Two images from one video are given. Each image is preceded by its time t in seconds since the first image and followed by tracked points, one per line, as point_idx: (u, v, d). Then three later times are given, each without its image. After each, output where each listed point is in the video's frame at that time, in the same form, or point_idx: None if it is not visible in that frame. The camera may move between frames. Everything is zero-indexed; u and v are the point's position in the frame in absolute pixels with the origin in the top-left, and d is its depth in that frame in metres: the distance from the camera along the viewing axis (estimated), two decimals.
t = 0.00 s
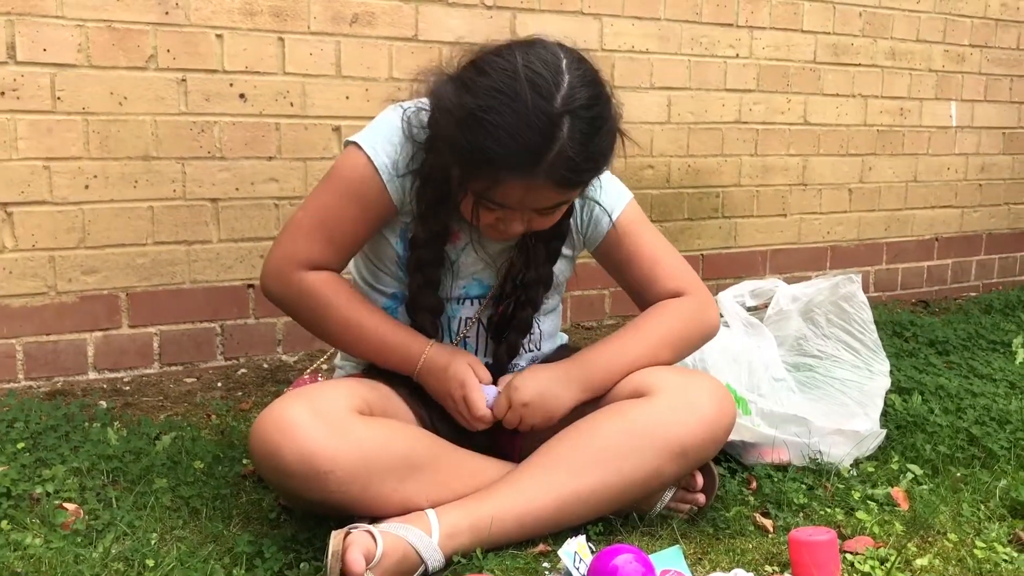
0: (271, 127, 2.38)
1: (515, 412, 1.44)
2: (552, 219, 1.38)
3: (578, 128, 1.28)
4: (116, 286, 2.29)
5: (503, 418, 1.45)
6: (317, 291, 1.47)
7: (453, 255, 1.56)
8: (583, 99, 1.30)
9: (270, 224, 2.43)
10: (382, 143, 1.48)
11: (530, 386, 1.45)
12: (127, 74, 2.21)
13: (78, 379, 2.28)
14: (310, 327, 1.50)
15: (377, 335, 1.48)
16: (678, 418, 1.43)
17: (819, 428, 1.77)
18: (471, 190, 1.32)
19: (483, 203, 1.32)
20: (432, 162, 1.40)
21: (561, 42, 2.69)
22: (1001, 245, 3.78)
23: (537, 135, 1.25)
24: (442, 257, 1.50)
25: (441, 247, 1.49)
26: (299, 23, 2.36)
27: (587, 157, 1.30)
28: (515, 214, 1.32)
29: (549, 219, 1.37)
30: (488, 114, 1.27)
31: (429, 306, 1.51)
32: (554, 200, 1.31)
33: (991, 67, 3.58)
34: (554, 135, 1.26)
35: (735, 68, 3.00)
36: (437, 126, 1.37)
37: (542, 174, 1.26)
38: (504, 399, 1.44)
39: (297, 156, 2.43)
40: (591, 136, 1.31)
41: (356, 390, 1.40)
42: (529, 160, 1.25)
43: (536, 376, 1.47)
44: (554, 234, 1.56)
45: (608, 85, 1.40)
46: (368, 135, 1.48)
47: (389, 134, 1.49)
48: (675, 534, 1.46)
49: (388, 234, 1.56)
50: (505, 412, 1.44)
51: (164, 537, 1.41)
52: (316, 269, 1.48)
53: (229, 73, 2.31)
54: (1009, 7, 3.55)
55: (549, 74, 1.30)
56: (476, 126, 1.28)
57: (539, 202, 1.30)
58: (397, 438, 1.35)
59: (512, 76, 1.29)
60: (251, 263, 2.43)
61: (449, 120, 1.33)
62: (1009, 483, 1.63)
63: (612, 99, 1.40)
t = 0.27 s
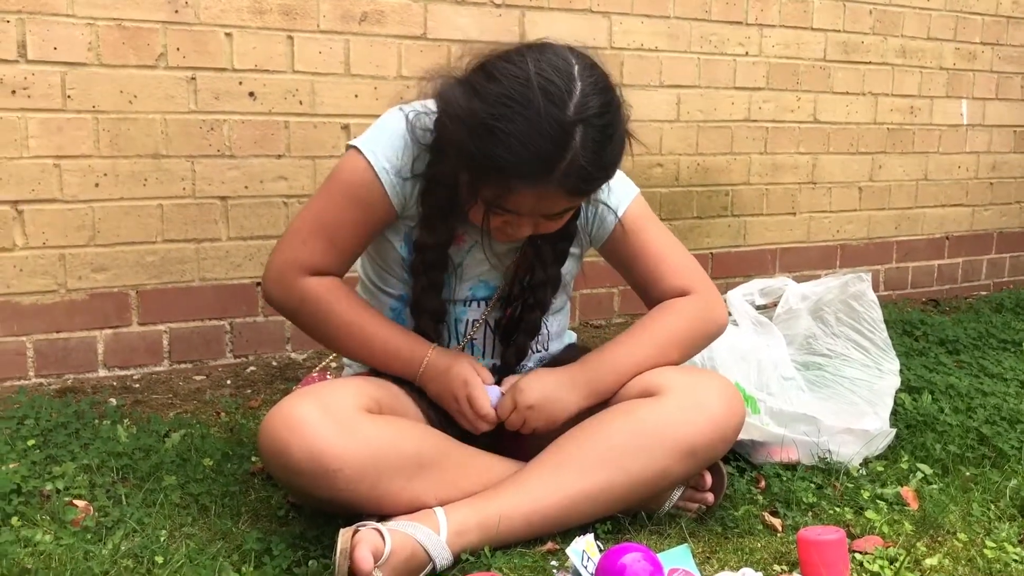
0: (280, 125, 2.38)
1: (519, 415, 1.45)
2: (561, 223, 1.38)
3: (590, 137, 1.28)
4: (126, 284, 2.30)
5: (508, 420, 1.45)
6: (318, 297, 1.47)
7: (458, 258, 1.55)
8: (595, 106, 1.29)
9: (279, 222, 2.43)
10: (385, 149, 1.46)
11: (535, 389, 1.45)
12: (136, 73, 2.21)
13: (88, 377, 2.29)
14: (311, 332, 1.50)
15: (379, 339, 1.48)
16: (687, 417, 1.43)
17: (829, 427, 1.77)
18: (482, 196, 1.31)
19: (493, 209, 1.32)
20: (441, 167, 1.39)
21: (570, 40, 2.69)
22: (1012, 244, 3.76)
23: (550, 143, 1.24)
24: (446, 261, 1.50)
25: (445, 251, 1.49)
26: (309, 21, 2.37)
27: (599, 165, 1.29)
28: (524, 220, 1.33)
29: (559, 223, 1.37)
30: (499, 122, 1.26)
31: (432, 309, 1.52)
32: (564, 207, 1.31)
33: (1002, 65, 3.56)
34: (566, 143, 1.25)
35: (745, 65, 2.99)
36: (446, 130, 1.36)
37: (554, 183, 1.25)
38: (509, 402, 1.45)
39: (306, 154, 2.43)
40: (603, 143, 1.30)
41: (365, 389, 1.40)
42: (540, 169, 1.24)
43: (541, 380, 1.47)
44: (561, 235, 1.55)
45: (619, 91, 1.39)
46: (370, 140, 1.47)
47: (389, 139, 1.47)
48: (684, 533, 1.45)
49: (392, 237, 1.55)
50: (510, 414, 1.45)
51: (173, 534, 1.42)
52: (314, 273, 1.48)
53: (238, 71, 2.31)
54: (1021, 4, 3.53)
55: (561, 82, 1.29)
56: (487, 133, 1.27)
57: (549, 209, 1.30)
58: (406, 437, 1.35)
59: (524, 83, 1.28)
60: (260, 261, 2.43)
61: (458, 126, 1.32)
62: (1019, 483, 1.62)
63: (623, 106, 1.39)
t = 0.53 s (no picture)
0: (283, 123, 2.38)
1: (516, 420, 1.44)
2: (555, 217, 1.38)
3: (581, 130, 1.27)
4: (128, 281, 2.30)
5: (506, 426, 1.45)
6: (312, 303, 1.47)
7: (453, 256, 1.55)
8: (585, 99, 1.29)
9: (281, 220, 2.43)
10: (377, 151, 1.46)
11: (533, 393, 1.45)
12: (139, 70, 2.21)
13: (89, 374, 2.29)
14: (306, 338, 1.50)
15: (374, 342, 1.49)
16: (688, 416, 1.42)
17: (830, 427, 1.77)
18: (475, 193, 1.31)
19: (487, 206, 1.32)
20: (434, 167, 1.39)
21: (572, 39, 2.68)
22: (1014, 245, 3.76)
23: (541, 138, 1.24)
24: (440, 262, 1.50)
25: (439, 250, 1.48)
26: (311, 19, 2.37)
27: (591, 158, 1.29)
28: (518, 216, 1.32)
29: (553, 218, 1.37)
30: (489, 118, 1.26)
31: (430, 311, 1.52)
32: (558, 201, 1.31)
33: (1006, 66, 3.55)
34: (558, 137, 1.25)
35: (747, 65, 2.99)
36: (437, 129, 1.36)
37: (547, 177, 1.25)
38: (506, 408, 1.45)
39: (308, 152, 2.43)
40: (594, 136, 1.29)
41: (366, 387, 1.40)
42: (532, 164, 1.24)
43: (538, 385, 1.47)
44: (555, 230, 1.54)
45: (608, 83, 1.38)
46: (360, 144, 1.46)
47: (378, 142, 1.47)
48: (684, 532, 1.45)
49: (386, 238, 1.55)
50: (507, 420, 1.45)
51: (174, 530, 1.42)
52: (307, 278, 1.47)
53: (241, 69, 2.31)
54: None
55: (550, 76, 1.28)
56: (478, 130, 1.26)
57: (543, 204, 1.30)
58: (407, 435, 1.35)
59: (513, 78, 1.27)
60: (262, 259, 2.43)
61: (449, 124, 1.32)
62: (1020, 484, 1.62)
63: (612, 98, 1.38)
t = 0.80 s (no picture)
0: (280, 123, 2.38)
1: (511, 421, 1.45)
2: (542, 216, 1.37)
3: (563, 127, 1.27)
4: (122, 280, 2.29)
5: (500, 429, 1.46)
6: (303, 305, 1.47)
7: (443, 258, 1.55)
8: (566, 97, 1.29)
9: (276, 220, 2.43)
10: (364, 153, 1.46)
11: (528, 396, 1.46)
12: (136, 69, 2.21)
13: (83, 373, 2.29)
14: (298, 341, 1.50)
15: (365, 345, 1.48)
16: (682, 420, 1.42)
17: (824, 431, 1.77)
18: (460, 195, 1.31)
19: (473, 207, 1.31)
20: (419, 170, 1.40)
21: (570, 42, 2.69)
22: (1009, 251, 3.77)
23: (523, 137, 1.23)
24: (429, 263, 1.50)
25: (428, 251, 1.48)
26: (309, 19, 2.37)
27: (575, 155, 1.29)
28: (504, 216, 1.32)
29: (540, 217, 1.37)
30: (470, 119, 1.26)
31: (420, 314, 1.52)
32: (543, 200, 1.30)
33: (1001, 73, 3.57)
34: (539, 136, 1.24)
35: (744, 70, 2.99)
36: (421, 132, 1.36)
37: (531, 176, 1.25)
38: (501, 410, 1.46)
39: (304, 153, 2.43)
40: (577, 132, 1.29)
41: (360, 388, 1.40)
42: (515, 164, 1.24)
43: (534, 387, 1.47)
44: (545, 229, 1.54)
45: (591, 79, 1.38)
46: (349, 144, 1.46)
47: (367, 142, 1.47)
48: (678, 536, 1.45)
49: (376, 240, 1.55)
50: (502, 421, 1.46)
51: (167, 531, 1.42)
52: (298, 280, 1.47)
53: (237, 69, 2.31)
54: (1020, 12, 3.54)
55: (530, 75, 1.28)
56: (459, 131, 1.27)
57: (528, 203, 1.29)
58: (401, 437, 1.35)
59: (492, 79, 1.27)
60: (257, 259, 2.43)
61: (432, 127, 1.32)
62: (1013, 490, 1.62)
63: (596, 93, 1.38)
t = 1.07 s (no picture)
0: (273, 125, 2.38)
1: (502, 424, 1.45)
2: (533, 219, 1.37)
3: (552, 129, 1.27)
4: (114, 281, 2.29)
5: (491, 430, 1.46)
6: (295, 307, 1.47)
7: (435, 259, 1.55)
8: (555, 99, 1.29)
9: (269, 222, 2.43)
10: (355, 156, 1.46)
11: (520, 400, 1.45)
12: (130, 69, 2.21)
13: (73, 373, 2.28)
14: (288, 342, 1.49)
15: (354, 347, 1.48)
16: (673, 425, 1.42)
17: (814, 437, 1.77)
18: (450, 197, 1.31)
19: (463, 209, 1.32)
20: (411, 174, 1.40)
21: (565, 47, 2.69)
22: (1000, 260, 3.78)
23: (511, 139, 1.24)
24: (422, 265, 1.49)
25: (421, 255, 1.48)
26: (303, 21, 2.37)
27: (563, 157, 1.29)
28: (494, 218, 1.32)
29: (530, 219, 1.37)
30: (459, 122, 1.26)
31: (414, 316, 1.52)
32: (532, 202, 1.30)
33: (993, 82, 3.58)
34: (528, 138, 1.25)
35: (738, 76, 3.00)
36: (413, 135, 1.36)
37: (519, 179, 1.25)
38: (493, 411, 1.45)
39: (298, 155, 2.43)
40: (567, 135, 1.29)
41: (351, 390, 1.40)
42: (503, 166, 1.24)
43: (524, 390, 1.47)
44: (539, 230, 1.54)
45: (581, 81, 1.38)
46: (342, 147, 1.47)
47: (363, 145, 1.48)
48: (668, 541, 1.45)
49: (369, 242, 1.55)
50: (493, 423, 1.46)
51: (155, 532, 1.41)
52: (289, 281, 1.47)
53: (232, 70, 2.31)
54: (1012, 22, 3.56)
55: (519, 78, 1.28)
56: (448, 134, 1.27)
57: (517, 205, 1.29)
58: (391, 439, 1.34)
59: (481, 82, 1.27)
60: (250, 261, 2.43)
61: (422, 129, 1.33)
62: (1002, 497, 1.62)
63: (586, 95, 1.38)
